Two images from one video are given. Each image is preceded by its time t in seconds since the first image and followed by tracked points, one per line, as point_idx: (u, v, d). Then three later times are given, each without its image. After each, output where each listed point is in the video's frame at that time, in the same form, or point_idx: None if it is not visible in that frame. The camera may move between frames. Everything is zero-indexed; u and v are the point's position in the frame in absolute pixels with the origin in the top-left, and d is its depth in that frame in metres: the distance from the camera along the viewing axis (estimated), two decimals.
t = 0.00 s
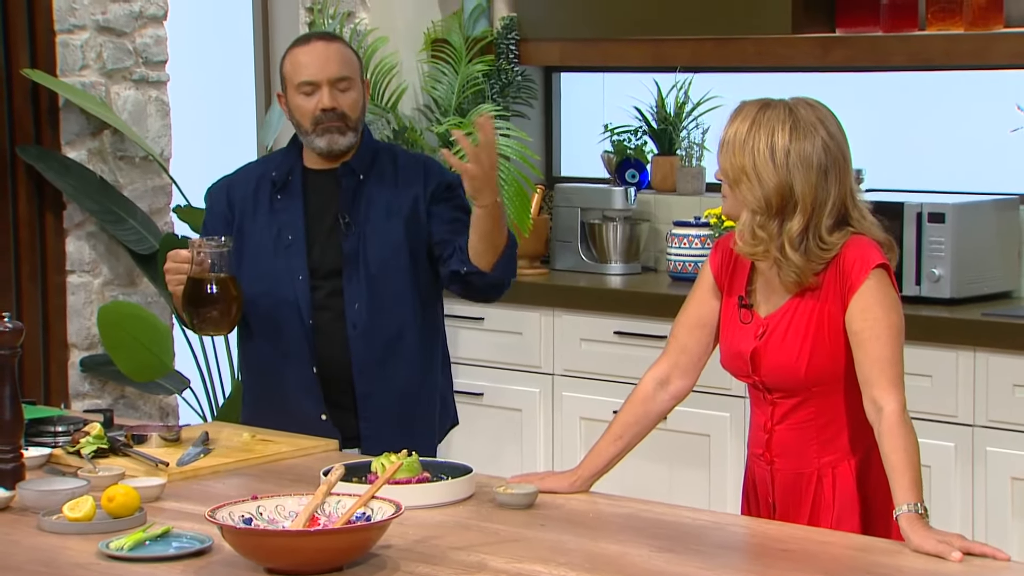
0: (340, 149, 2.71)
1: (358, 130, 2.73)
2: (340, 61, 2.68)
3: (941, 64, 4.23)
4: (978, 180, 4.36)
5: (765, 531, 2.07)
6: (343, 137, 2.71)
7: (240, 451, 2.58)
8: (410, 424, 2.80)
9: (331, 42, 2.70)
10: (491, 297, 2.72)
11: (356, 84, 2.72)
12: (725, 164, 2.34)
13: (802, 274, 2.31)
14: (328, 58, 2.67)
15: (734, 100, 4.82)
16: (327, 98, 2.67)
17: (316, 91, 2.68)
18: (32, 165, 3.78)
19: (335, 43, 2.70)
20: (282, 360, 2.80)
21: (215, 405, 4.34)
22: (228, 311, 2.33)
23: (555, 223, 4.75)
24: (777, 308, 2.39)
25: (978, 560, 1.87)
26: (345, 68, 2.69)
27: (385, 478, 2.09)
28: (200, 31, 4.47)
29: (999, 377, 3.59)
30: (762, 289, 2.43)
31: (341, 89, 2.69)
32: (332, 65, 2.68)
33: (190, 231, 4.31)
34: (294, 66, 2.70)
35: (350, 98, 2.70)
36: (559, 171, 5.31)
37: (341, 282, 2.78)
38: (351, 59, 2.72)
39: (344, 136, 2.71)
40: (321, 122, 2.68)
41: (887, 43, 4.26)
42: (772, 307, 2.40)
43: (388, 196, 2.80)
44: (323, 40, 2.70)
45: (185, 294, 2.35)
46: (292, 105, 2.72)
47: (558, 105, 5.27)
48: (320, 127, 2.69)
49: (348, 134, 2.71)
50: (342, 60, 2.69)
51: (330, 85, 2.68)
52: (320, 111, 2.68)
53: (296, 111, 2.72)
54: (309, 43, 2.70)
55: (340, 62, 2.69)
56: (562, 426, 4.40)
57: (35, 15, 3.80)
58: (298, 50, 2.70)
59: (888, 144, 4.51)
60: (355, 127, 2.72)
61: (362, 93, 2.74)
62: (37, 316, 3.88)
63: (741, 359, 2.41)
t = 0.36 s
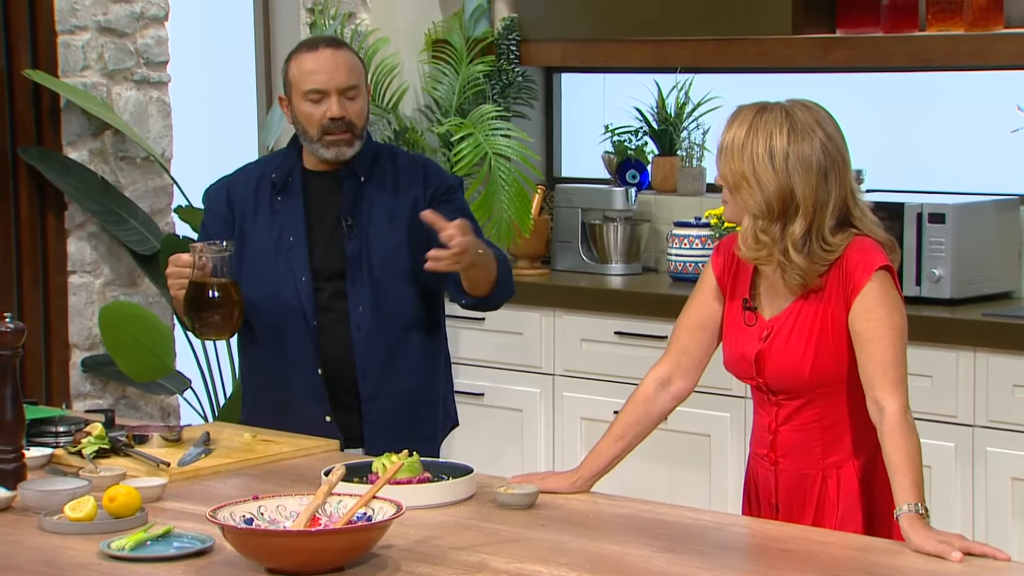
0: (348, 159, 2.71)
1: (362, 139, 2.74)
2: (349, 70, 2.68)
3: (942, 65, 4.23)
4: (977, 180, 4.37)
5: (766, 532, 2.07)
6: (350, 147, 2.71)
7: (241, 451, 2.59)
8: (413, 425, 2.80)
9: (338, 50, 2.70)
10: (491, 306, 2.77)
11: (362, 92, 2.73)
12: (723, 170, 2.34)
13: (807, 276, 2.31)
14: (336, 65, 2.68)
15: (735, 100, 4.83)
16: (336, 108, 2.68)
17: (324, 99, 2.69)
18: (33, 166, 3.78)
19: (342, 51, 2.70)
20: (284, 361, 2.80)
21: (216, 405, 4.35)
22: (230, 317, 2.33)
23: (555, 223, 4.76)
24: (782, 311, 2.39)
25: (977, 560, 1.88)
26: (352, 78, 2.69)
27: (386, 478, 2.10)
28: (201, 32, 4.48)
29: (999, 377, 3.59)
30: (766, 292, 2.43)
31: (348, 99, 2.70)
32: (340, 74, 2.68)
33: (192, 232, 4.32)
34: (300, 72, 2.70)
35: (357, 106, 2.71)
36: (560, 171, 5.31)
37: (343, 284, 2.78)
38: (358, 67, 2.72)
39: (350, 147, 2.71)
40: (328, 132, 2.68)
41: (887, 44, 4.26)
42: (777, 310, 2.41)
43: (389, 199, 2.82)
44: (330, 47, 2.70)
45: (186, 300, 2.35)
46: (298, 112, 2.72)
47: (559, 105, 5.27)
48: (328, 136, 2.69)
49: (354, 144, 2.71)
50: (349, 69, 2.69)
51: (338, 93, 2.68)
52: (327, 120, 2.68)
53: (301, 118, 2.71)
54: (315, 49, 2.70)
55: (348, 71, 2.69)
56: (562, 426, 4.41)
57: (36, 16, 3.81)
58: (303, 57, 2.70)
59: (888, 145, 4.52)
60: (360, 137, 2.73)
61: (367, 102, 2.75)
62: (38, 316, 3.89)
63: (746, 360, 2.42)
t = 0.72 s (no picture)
0: (344, 158, 2.72)
1: (360, 137, 2.74)
2: (347, 69, 2.68)
3: (943, 65, 4.23)
4: (977, 179, 4.37)
5: (766, 531, 2.07)
6: (347, 146, 2.71)
7: (241, 450, 2.59)
8: (413, 424, 2.81)
9: (337, 48, 2.69)
10: (481, 298, 2.80)
11: (361, 91, 2.72)
12: (723, 171, 2.34)
13: (809, 275, 2.31)
14: (335, 65, 2.67)
15: (735, 100, 4.84)
16: (333, 107, 2.67)
17: (322, 97, 2.68)
18: (34, 165, 3.78)
19: (341, 49, 2.69)
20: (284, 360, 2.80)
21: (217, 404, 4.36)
22: (234, 313, 2.34)
23: (555, 223, 4.76)
24: (784, 311, 2.40)
25: (976, 559, 1.88)
26: (351, 76, 2.69)
27: (386, 478, 2.10)
28: (202, 31, 4.48)
29: (999, 377, 3.59)
30: (767, 292, 2.44)
31: (346, 97, 2.69)
32: (338, 73, 2.67)
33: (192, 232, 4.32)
34: (299, 70, 2.69)
35: (355, 105, 2.70)
36: (561, 171, 5.31)
37: (341, 283, 2.79)
38: (357, 66, 2.71)
39: (348, 144, 2.71)
40: (325, 130, 2.68)
41: (888, 43, 4.27)
42: (779, 310, 2.41)
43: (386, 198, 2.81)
44: (329, 45, 2.69)
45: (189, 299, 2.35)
46: (297, 109, 2.72)
47: (559, 105, 5.28)
48: (325, 135, 2.69)
49: (351, 142, 2.71)
50: (348, 67, 2.68)
51: (336, 92, 2.68)
52: (325, 118, 2.68)
53: (299, 116, 2.71)
54: (314, 48, 2.69)
55: (347, 70, 2.68)
56: (563, 426, 4.41)
57: (37, 16, 3.80)
58: (303, 55, 2.69)
59: (888, 144, 4.52)
60: (358, 135, 2.73)
61: (366, 101, 2.74)
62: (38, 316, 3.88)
63: (748, 361, 2.42)
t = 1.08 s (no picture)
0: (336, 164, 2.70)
1: (353, 143, 2.72)
2: (338, 76, 2.65)
3: (943, 65, 4.23)
4: (977, 180, 4.37)
5: (766, 532, 2.07)
6: (339, 153, 2.69)
7: (241, 450, 2.59)
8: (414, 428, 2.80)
9: (328, 55, 2.66)
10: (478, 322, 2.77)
11: (353, 98, 2.69)
12: (727, 175, 2.34)
13: (814, 275, 2.31)
14: (325, 72, 2.64)
15: (735, 101, 4.84)
16: (323, 115, 2.65)
17: (312, 105, 2.65)
18: (34, 166, 3.77)
19: (333, 56, 2.66)
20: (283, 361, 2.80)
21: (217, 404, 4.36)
22: (236, 317, 2.34)
23: (555, 223, 4.76)
24: (786, 312, 2.40)
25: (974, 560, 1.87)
26: (342, 84, 2.66)
27: (386, 479, 2.10)
28: (202, 31, 4.48)
29: (999, 376, 3.59)
30: (769, 293, 2.44)
31: (336, 105, 2.66)
32: (329, 81, 2.64)
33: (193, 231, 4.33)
34: (290, 77, 2.66)
35: (347, 112, 2.68)
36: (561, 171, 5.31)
37: (338, 289, 2.78)
38: (349, 72, 2.68)
39: (339, 152, 2.69)
40: (315, 138, 2.66)
41: (888, 43, 4.27)
42: (781, 312, 2.41)
43: (385, 205, 2.81)
44: (321, 52, 2.66)
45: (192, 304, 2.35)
46: (290, 116, 2.70)
47: (559, 105, 5.28)
48: (316, 142, 2.67)
49: (344, 149, 2.69)
50: (338, 75, 2.65)
51: (326, 100, 2.65)
52: (315, 127, 2.65)
53: (292, 122, 2.69)
54: (304, 54, 2.66)
55: (337, 77, 2.65)
56: (563, 426, 4.41)
57: (36, 16, 3.80)
58: (293, 62, 2.65)
59: (888, 144, 4.52)
60: (351, 142, 2.71)
61: (358, 107, 2.71)
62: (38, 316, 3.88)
63: (750, 362, 2.42)
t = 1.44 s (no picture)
0: (351, 162, 2.63)
1: (368, 140, 2.65)
2: (355, 72, 2.58)
3: (943, 65, 4.23)
4: (977, 181, 4.37)
5: (766, 532, 2.07)
6: (353, 149, 2.62)
7: (241, 450, 2.59)
8: (427, 429, 2.80)
9: (344, 51, 2.60)
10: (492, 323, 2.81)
11: (369, 94, 2.62)
12: (725, 188, 2.32)
13: (826, 273, 2.30)
14: (341, 67, 2.58)
15: (735, 101, 4.84)
16: (339, 111, 2.58)
17: (328, 100, 2.59)
18: (33, 166, 3.77)
19: (349, 52, 2.61)
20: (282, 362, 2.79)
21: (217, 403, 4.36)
22: (257, 324, 2.28)
23: (555, 223, 4.76)
24: (788, 312, 2.39)
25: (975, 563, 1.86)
26: (358, 79, 2.60)
27: (386, 479, 2.10)
28: (202, 31, 4.48)
29: (999, 377, 3.59)
30: (770, 294, 2.44)
31: (353, 101, 2.60)
32: (345, 77, 2.58)
33: (193, 231, 4.34)
34: (306, 74, 2.60)
35: (363, 108, 2.61)
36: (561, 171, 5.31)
37: (355, 289, 2.76)
38: (365, 68, 2.62)
39: (354, 148, 2.62)
40: (331, 134, 2.60)
41: (888, 43, 4.27)
42: (783, 312, 2.41)
43: (400, 206, 2.79)
44: (337, 47, 2.60)
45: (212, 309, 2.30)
46: (304, 112, 2.63)
47: (559, 105, 5.28)
48: (332, 138, 2.60)
49: (358, 146, 2.63)
50: (355, 71, 2.59)
51: (342, 96, 2.58)
52: (330, 123, 2.59)
53: (306, 119, 2.62)
54: (321, 50, 2.60)
55: (354, 73, 2.59)
56: (563, 426, 4.41)
57: (36, 16, 3.80)
58: (309, 58, 2.59)
59: (888, 143, 4.53)
60: (366, 139, 2.64)
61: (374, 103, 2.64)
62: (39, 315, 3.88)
63: (751, 363, 2.42)
